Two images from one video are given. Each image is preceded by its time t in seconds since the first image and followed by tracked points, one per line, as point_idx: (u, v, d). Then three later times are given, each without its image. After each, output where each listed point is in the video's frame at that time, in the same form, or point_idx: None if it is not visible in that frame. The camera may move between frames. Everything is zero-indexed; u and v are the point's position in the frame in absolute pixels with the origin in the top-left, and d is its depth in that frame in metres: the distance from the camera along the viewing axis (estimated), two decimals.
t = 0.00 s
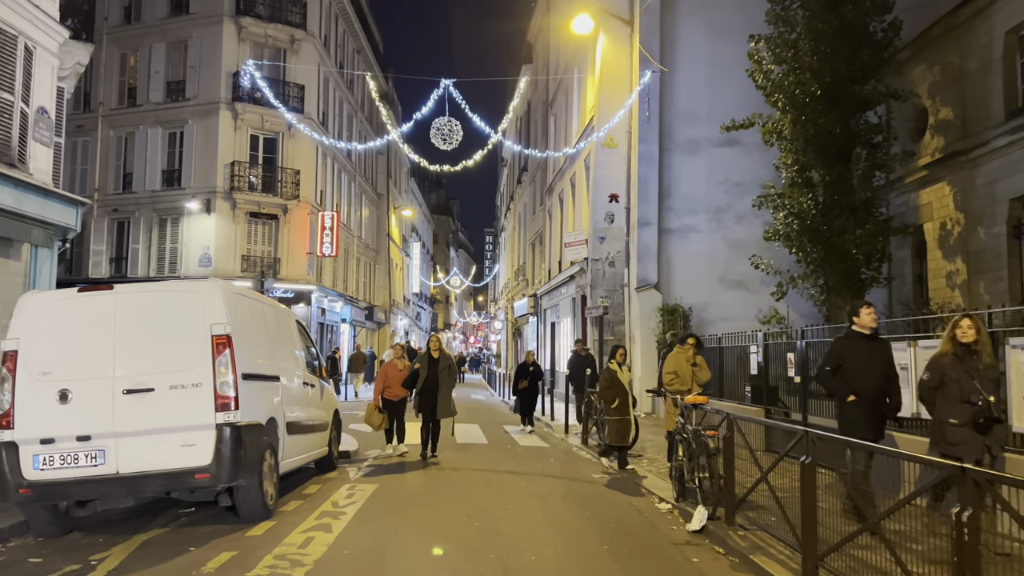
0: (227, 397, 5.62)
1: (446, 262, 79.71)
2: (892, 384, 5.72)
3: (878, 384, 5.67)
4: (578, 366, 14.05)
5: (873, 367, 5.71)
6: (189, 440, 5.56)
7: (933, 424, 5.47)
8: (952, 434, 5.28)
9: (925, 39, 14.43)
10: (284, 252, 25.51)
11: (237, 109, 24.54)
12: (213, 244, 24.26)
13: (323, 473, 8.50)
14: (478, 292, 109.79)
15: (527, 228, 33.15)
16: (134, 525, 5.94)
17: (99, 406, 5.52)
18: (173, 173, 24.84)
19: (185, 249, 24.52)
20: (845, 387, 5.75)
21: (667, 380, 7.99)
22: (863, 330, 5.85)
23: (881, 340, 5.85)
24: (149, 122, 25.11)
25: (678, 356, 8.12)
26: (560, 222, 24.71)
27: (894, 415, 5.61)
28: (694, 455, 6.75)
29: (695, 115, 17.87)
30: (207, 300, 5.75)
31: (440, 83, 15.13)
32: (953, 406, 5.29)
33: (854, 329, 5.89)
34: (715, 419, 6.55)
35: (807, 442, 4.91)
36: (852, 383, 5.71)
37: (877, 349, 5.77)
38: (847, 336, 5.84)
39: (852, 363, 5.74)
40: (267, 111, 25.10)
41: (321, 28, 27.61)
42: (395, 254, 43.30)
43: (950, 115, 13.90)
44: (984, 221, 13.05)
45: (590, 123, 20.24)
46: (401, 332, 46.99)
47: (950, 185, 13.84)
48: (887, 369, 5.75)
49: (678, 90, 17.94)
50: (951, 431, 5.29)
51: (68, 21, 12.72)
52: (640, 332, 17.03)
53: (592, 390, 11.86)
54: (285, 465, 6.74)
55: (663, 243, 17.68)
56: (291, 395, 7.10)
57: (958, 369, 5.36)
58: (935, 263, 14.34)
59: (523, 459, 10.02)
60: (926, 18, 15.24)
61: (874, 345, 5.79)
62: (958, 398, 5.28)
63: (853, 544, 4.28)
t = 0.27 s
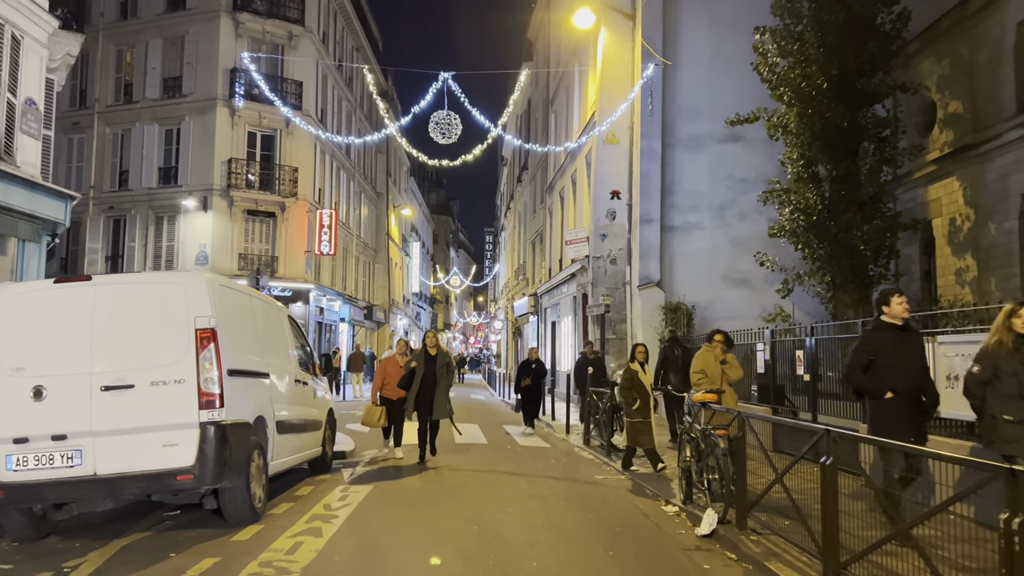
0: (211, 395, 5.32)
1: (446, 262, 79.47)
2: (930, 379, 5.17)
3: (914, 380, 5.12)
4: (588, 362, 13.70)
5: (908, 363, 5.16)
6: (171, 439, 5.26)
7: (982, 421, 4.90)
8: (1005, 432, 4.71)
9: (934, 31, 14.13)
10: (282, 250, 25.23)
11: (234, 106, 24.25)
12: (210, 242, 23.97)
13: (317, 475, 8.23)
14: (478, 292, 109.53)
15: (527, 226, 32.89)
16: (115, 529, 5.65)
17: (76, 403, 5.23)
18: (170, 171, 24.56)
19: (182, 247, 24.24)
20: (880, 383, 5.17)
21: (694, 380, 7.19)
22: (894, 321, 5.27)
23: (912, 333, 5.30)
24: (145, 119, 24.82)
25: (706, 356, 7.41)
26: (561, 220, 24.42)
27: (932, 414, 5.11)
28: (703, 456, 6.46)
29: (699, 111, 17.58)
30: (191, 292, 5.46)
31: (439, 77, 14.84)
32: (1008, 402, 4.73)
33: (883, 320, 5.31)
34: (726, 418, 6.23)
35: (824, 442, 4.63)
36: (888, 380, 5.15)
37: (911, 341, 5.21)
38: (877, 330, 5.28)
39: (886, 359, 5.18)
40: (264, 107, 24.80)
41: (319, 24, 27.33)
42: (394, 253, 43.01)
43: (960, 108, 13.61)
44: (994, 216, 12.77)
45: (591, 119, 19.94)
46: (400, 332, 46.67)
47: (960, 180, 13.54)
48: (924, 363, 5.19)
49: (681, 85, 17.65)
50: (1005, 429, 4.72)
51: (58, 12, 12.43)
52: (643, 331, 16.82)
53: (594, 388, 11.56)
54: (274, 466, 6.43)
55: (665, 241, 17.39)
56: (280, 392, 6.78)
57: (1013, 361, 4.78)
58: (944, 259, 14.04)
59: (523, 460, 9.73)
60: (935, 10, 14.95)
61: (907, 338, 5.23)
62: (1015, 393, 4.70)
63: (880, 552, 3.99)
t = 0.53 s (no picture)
0: (191, 403, 4.98)
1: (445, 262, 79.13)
2: (976, 388, 4.83)
3: (958, 387, 4.79)
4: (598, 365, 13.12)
5: (952, 368, 4.83)
6: (146, 451, 4.92)
7: None
8: None
9: (945, 24, 13.79)
10: (279, 250, 24.89)
11: (230, 103, 23.92)
12: (206, 241, 23.63)
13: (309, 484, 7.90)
14: (477, 292, 109.20)
15: (527, 225, 32.57)
16: (90, 546, 5.32)
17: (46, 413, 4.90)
18: (165, 169, 24.23)
19: (177, 246, 23.90)
20: (918, 387, 4.85)
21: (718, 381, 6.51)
22: (938, 322, 4.96)
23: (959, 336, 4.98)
24: (140, 117, 24.49)
25: (733, 354, 6.49)
26: (562, 219, 24.08)
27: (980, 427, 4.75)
28: (714, 467, 6.12)
29: (702, 107, 17.25)
30: (170, 293, 5.13)
31: (437, 71, 14.50)
32: None
33: (928, 321, 4.99)
34: (739, 425, 5.87)
35: (844, 457, 4.30)
36: (929, 385, 4.82)
37: (957, 345, 4.88)
38: (920, 330, 4.96)
39: (928, 363, 4.86)
40: (261, 105, 24.46)
41: (317, 21, 27.00)
42: (394, 252, 42.67)
43: (971, 104, 13.27)
44: (1007, 214, 12.41)
45: (592, 116, 19.60)
46: (399, 332, 46.31)
47: (972, 177, 13.20)
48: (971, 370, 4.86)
49: (685, 82, 17.32)
50: None
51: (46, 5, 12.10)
52: (646, 332, 16.48)
53: (596, 392, 11.23)
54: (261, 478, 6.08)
55: (669, 240, 17.06)
56: (268, 400, 6.41)
57: None
58: (955, 259, 13.70)
59: (523, 467, 9.40)
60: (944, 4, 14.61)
61: (952, 342, 4.90)
62: None
63: None
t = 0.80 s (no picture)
0: (163, 400, 4.71)
1: (445, 261, 78.86)
2: None
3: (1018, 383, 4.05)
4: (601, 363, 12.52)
5: (1011, 363, 4.10)
6: (114, 451, 4.63)
7: None
8: None
9: (951, 15, 13.48)
10: (274, 248, 24.60)
11: (225, 100, 23.63)
12: (200, 239, 23.35)
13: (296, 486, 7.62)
14: (477, 292, 108.94)
15: (527, 224, 32.26)
16: (58, 551, 5.05)
17: (9, 410, 4.62)
18: (159, 166, 23.95)
19: (172, 244, 23.62)
20: (966, 381, 4.16)
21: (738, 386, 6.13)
22: (995, 316, 4.27)
23: (1018, 330, 4.29)
24: (134, 113, 24.21)
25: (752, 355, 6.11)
26: (561, 217, 23.79)
27: None
28: (716, 468, 5.85)
29: (703, 102, 16.96)
30: (141, 285, 4.84)
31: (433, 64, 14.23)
32: None
33: (985, 313, 4.30)
34: (743, 424, 5.60)
35: (859, 457, 4.01)
36: (980, 379, 4.12)
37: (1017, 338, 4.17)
38: (974, 322, 4.29)
39: (980, 357, 4.17)
40: (257, 102, 24.16)
41: (314, 17, 26.70)
42: (392, 251, 42.39)
43: (978, 97, 12.96)
44: (1015, 209, 12.11)
45: (592, 112, 19.33)
46: (398, 332, 46.04)
47: (979, 171, 12.90)
48: None
49: (685, 76, 17.02)
50: None
51: None
52: (646, 330, 16.22)
53: (594, 391, 10.94)
54: (241, 478, 5.80)
55: (669, 237, 16.78)
56: (250, 397, 6.14)
57: None
58: (961, 255, 13.40)
59: (519, 467, 9.11)
60: None
61: (1010, 336, 4.20)
62: None
63: None
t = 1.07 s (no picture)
0: (133, 409, 4.39)
1: (444, 261, 78.49)
2: None
3: None
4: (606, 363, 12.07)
5: None
6: (79, 464, 4.31)
7: None
8: None
9: (959, 9, 13.15)
10: (270, 248, 24.27)
11: (220, 97, 23.30)
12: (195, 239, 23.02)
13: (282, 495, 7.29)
14: (477, 292, 108.62)
15: (525, 223, 31.94)
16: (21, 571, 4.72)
17: None
18: (153, 165, 23.61)
19: (166, 244, 23.30)
20: None
21: (770, 389, 5.66)
22: None
23: None
24: (127, 111, 23.90)
25: (782, 353, 5.69)
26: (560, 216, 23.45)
27: None
28: (724, 479, 5.51)
29: (705, 99, 16.64)
30: (110, 286, 4.53)
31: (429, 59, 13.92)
32: None
33: None
34: (752, 434, 5.28)
35: (884, 474, 3.67)
36: None
37: None
38: None
39: None
40: (252, 99, 23.82)
41: (310, 14, 26.36)
42: (390, 251, 42.05)
43: (987, 92, 12.63)
44: None
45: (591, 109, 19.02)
46: (396, 333, 45.70)
47: (988, 169, 12.59)
48: None
49: (687, 73, 16.70)
50: None
51: None
52: (646, 331, 15.91)
53: (594, 394, 10.61)
54: (220, 491, 5.48)
55: (670, 236, 16.47)
56: (230, 405, 5.80)
57: None
58: (970, 255, 13.08)
59: (515, 475, 8.78)
60: None
61: None
62: None
63: None
